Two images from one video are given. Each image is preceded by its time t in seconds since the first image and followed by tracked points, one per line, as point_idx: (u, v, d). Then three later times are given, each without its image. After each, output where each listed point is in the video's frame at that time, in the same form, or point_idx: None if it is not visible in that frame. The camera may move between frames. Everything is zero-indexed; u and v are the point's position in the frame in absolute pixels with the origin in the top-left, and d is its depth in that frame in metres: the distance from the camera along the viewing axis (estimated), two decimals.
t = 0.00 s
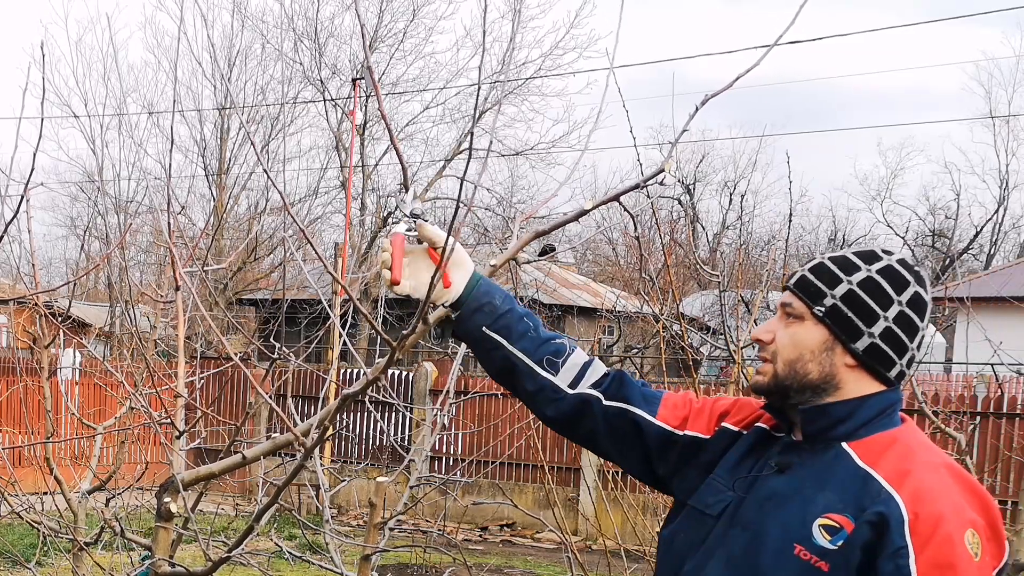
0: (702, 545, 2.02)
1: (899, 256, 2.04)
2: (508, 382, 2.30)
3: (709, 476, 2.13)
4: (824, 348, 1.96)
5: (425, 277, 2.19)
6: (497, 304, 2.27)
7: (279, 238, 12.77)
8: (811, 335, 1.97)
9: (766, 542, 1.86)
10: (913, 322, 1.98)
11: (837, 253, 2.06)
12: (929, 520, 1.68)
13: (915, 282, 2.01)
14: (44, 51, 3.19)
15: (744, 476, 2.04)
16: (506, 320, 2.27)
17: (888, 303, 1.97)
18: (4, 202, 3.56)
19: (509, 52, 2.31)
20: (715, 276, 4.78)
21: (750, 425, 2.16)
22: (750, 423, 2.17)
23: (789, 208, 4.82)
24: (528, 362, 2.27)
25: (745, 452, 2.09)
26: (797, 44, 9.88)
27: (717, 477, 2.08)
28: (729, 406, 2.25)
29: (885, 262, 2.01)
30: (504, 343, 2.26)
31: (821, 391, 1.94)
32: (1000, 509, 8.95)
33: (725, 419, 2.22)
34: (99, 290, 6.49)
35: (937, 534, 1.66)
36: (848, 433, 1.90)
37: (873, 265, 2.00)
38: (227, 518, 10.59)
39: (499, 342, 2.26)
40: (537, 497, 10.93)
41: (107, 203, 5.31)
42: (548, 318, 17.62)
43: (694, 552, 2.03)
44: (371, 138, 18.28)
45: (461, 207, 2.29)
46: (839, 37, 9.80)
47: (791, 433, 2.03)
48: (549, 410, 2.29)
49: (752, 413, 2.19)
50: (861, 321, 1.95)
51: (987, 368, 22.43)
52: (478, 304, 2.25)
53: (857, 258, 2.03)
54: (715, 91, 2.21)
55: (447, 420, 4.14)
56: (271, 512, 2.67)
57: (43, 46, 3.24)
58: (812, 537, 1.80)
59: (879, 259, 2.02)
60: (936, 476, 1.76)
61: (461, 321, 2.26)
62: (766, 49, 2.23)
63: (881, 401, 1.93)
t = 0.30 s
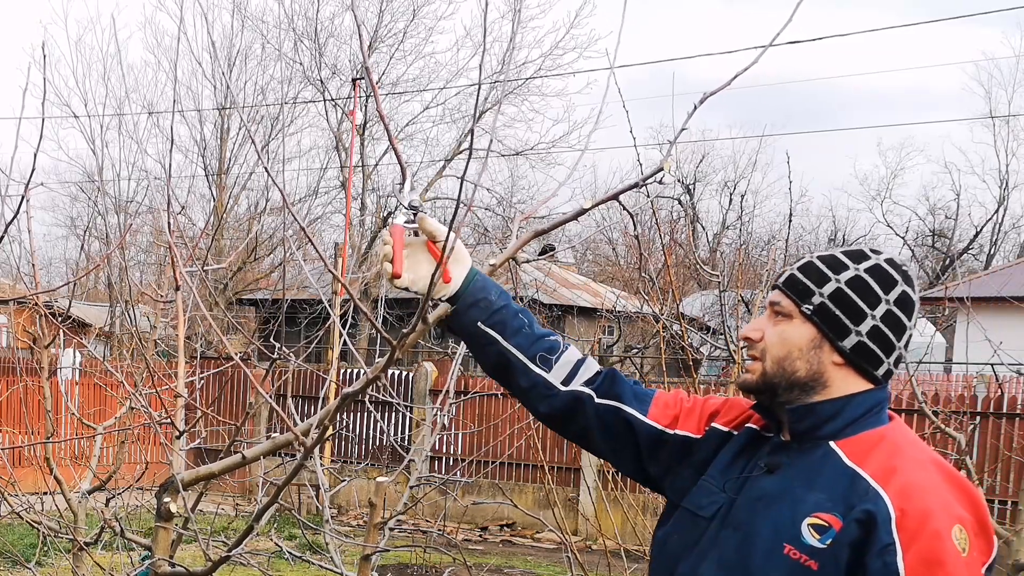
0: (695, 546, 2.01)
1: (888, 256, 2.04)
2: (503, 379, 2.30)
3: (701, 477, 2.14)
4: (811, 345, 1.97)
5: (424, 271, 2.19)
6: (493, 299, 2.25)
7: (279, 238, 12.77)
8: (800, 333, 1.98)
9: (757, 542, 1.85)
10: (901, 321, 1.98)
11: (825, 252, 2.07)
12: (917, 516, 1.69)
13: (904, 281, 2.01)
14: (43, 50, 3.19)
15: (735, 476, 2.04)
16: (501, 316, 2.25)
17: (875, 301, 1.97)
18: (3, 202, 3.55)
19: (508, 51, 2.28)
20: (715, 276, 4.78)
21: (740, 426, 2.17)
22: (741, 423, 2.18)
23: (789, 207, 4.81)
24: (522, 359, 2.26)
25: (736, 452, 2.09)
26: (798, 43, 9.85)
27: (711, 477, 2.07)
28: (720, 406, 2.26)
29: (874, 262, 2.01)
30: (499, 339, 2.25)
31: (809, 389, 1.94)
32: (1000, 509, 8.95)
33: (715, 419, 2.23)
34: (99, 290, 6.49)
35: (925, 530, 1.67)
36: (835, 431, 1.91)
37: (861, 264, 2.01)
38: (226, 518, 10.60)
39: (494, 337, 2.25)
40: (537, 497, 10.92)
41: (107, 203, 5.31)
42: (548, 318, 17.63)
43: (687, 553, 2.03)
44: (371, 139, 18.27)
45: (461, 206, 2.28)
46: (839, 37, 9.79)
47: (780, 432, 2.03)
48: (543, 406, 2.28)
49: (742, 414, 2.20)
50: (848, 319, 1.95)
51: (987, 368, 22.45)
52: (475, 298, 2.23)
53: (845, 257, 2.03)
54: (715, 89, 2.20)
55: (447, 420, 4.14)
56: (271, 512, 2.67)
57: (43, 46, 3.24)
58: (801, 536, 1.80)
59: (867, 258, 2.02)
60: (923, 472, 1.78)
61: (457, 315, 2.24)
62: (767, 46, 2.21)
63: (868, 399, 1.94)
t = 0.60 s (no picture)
0: (693, 546, 2.01)
1: (877, 254, 2.07)
2: (500, 357, 2.26)
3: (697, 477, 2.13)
4: (805, 344, 1.97)
5: (417, 245, 2.16)
6: (490, 276, 2.21)
7: (279, 239, 12.78)
8: (793, 331, 1.98)
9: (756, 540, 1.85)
10: (891, 318, 2.01)
11: (816, 252, 2.08)
12: (918, 512, 1.70)
13: (894, 279, 2.04)
14: (44, 50, 3.19)
15: (732, 475, 2.04)
16: (498, 292, 2.21)
17: (867, 300, 1.99)
18: (3, 202, 3.55)
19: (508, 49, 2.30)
20: (715, 276, 4.77)
21: (733, 424, 2.18)
22: (734, 422, 2.18)
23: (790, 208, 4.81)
24: (517, 335, 2.21)
25: (731, 451, 2.09)
26: (799, 42, 9.83)
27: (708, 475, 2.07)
28: (713, 401, 2.26)
29: (864, 261, 2.04)
30: (495, 315, 2.20)
31: (802, 386, 1.95)
32: (1000, 509, 8.96)
33: (708, 415, 2.23)
34: (98, 290, 6.49)
35: (926, 527, 1.68)
36: (830, 429, 1.91)
37: (853, 263, 2.03)
38: (226, 518, 10.60)
39: (490, 313, 2.20)
40: (537, 497, 10.92)
41: (107, 203, 5.31)
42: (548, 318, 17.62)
43: (685, 553, 2.02)
44: (371, 138, 18.26)
45: (461, 207, 2.29)
46: (839, 37, 9.78)
47: (772, 429, 2.04)
48: (542, 382, 2.23)
49: (736, 411, 2.21)
50: (841, 317, 1.96)
51: (987, 368, 22.46)
52: (471, 275, 2.20)
53: (836, 256, 2.05)
54: (712, 90, 2.29)
55: (447, 420, 4.13)
56: (271, 512, 2.67)
57: (43, 46, 3.24)
58: (803, 534, 1.80)
59: (858, 257, 2.05)
60: (921, 469, 1.79)
61: (452, 291, 2.21)
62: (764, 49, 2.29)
63: (861, 397, 1.95)
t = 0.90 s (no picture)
0: (694, 547, 2.02)
1: (881, 254, 2.09)
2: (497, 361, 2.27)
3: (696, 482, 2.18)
4: (811, 342, 1.97)
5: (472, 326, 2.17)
6: (507, 369, 2.25)
7: (279, 239, 12.78)
8: (799, 329, 1.98)
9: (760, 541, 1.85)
10: (896, 317, 2.03)
11: (821, 249, 2.09)
12: (927, 516, 1.70)
13: (898, 278, 2.06)
14: (44, 51, 3.19)
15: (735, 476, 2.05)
16: (512, 385, 2.25)
17: (874, 297, 2.01)
18: (3, 202, 3.55)
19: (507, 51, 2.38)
20: (715, 276, 4.78)
21: (731, 425, 2.25)
22: (729, 422, 2.26)
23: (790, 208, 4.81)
24: (519, 425, 2.27)
25: (729, 452, 2.12)
26: (799, 43, 9.82)
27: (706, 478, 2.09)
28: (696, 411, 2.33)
29: (870, 259, 2.06)
30: (502, 406, 2.25)
31: (807, 384, 1.94)
32: (1000, 509, 8.96)
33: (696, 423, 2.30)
34: (99, 290, 6.49)
35: (935, 531, 1.68)
36: (835, 430, 1.92)
37: (860, 261, 2.04)
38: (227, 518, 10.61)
39: (498, 404, 2.25)
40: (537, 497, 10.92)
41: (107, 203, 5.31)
42: (548, 318, 17.62)
43: (687, 554, 2.02)
44: (372, 138, 18.26)
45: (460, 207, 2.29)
46: (839, 36, 9.79)
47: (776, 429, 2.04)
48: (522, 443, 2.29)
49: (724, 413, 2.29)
50: (848, 315, 1.97)
51: (987, 368, 22.45)
52: (490, 366, 2.22)
53: (842, 255, 2.06)
54: (714, 87, 2.28)
55: (447, 420, 4.13)
56: (271, 512, 2.68)
57: (43, 47, 3.24)
58: (810, 536, 1.80)
59: (864, 256, 2.06)
60: (927, 471, 1.79)
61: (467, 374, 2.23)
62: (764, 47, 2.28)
63: (866, 397, 1.96)
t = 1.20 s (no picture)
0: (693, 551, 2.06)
1: (887, 257, 2.09)
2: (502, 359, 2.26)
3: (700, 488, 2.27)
4: (815, 346, 1.98)
5: None
6: None
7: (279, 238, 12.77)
8: (803, 333, 1.99)
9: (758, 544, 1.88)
10: (901, 321, 2.02)
11: (828, 252, 2.10)
12: (925, 518, 1.69)
13: (903, 282, 2.06)
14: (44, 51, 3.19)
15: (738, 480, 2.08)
16: None
17: (878, 302, 2.01)
18: (3, 202, 3.55)
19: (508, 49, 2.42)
20: (715, 276, 4.78)
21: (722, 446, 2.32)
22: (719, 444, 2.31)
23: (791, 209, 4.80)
24: None
25: (728, 460, 2.19)
26: (799, 42, 9.80)
27: (707, 486, 2.16)
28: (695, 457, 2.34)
29: (874, 263, 2.06)
30: None
31: (811, 389, 1.95)
32: (1000, 509, 8.95)
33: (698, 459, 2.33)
34: (98, 290, 6.49)
35: (936, 533, 1.68)
36: (837, 434, 1.91)
37: (864, 265, 2.05)
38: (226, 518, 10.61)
39: None
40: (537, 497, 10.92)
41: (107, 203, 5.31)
42: (548, 318, 17.62)
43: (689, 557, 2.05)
44: (372, 138, 18.25)
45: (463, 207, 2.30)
46: (839, 37, 9.80)
47: (779, 434, 2.05)
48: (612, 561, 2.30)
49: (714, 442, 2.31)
50: (851, 319, 1.97)
51: (987, 368, 22.44)
52: None
53: (846, 258, 2.07)
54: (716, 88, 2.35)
55: (447, 420, 4.13)
56: (271, 512, 2.68)
57: (44, 46, 3.24)
58: (807, 539, 1.80)
59: (869, 259, 2.07)
60: (928, 474, 1.78)
61: None
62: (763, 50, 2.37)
63: (870, 401, 1.95)
